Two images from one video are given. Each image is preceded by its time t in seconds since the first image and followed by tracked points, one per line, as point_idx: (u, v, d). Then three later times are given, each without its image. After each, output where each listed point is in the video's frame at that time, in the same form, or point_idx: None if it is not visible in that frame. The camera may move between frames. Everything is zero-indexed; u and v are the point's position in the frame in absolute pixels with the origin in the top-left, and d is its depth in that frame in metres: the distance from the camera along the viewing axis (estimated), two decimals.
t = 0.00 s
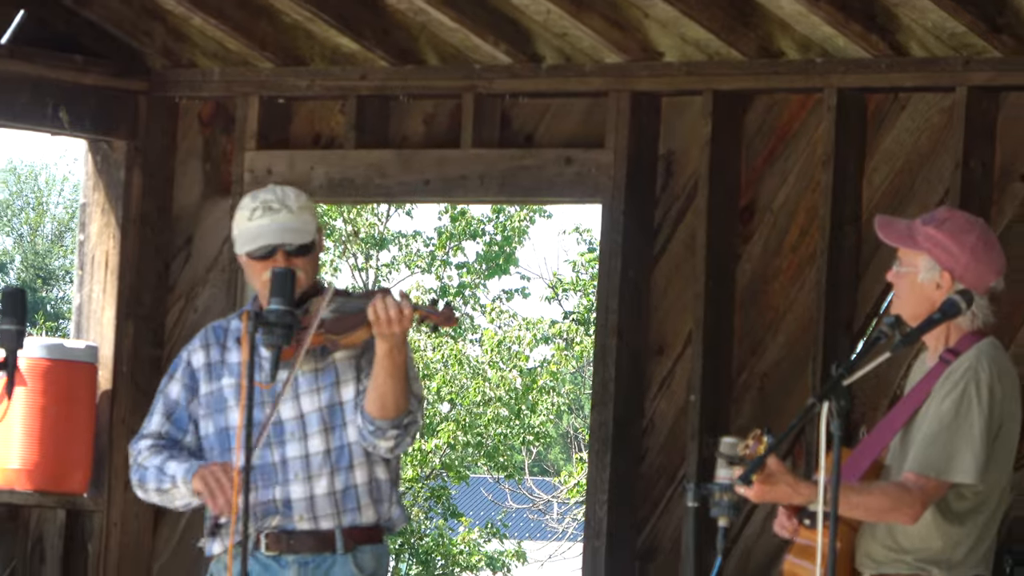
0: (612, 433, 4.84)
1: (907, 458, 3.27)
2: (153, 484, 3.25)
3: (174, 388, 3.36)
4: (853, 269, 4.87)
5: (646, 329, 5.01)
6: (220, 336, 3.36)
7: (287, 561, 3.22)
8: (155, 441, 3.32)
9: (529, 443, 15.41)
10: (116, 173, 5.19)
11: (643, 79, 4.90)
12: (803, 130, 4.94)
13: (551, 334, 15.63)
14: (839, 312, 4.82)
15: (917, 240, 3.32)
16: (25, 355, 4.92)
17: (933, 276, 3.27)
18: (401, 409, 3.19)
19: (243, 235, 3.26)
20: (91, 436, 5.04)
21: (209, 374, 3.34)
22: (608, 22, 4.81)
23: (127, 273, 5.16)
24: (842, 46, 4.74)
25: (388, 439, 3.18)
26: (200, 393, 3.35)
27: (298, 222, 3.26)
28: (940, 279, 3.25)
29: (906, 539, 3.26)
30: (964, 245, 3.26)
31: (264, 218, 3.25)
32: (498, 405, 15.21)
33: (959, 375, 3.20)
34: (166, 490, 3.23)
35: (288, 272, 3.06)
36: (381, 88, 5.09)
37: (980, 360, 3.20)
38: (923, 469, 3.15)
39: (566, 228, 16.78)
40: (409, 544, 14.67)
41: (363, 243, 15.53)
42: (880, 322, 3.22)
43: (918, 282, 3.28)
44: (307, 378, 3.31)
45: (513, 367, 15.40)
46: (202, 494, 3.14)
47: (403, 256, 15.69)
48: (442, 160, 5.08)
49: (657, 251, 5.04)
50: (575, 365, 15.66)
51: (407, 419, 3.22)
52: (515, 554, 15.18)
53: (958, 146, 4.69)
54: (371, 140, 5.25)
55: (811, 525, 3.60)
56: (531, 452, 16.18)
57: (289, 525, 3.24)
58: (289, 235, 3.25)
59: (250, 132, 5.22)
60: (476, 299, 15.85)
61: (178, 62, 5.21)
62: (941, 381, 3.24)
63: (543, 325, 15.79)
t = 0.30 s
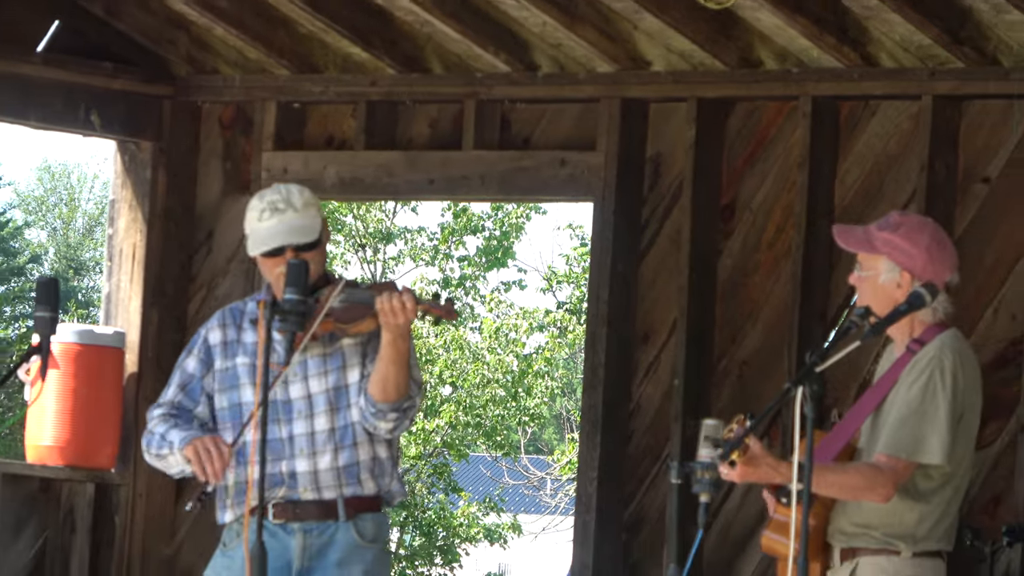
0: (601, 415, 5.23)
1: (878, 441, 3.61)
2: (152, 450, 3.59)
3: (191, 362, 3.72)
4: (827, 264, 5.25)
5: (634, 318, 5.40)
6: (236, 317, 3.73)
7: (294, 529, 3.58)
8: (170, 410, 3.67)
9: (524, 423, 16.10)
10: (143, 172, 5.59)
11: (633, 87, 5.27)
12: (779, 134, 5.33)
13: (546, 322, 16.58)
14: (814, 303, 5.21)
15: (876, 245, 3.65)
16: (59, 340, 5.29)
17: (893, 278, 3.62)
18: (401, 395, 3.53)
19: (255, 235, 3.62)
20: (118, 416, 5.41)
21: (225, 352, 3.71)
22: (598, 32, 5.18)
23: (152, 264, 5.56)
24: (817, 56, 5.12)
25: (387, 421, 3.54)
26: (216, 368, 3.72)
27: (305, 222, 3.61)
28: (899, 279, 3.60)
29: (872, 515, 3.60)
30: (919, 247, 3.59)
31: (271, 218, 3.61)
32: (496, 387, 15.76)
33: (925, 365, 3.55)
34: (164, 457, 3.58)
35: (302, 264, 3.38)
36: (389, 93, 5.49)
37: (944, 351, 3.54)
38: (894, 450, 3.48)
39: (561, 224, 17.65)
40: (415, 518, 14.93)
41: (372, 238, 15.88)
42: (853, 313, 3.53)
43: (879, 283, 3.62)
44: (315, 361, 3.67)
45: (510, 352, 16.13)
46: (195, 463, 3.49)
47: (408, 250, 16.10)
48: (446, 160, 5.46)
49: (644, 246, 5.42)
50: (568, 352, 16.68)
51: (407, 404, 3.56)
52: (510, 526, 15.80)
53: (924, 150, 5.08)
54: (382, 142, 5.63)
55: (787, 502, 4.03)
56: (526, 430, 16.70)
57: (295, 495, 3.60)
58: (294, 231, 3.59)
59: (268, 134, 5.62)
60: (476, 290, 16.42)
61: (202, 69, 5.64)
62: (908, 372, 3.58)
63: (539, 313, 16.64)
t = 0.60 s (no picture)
0: (590, 399, 5.63)
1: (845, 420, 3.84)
2: (203, 389, 4.00)
3: (223, 318, 4.16)
4: (801, 261, 5.67)
5: (622, 310, 5.80)
6: (264, 282, 4.17)
7: (287, 494, 3.94)
8: (205, 358, 4.12)
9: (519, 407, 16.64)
10: (166, 170, 6.00)
11: (623, 95, 5.67)
12: (760, 140, 5.72)
13: (539, 312, 16.95)
14: (789, 298, 5.62)
15: (846, 234, 3.96)
16: (88, 326, 5.68)
17: (858, 263, 3.90)
18: (390, 383, 3.90)
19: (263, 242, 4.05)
20: (142, 397, 5.83)
21: (251, 313, 4.15)
22: (592, 46, 5.58)
23: (175, 256, 5.96)
24: (794, 68, 5.54)
25: (372, 403, 3.91)
26: (244, 326, 4.16)
27: (301, 219, 3.98)
28: (861, 264, 3.89)
29: (839, 492, 3.84)
30: (881, 235, 3.88)
31: (273, 224, 4.02)
32: (491, 371, 16.16)
33: (886, 352, 3.80)
34: (216, 392, 3.99)
35: (314, 259, 3.73)
36: (396, 99, 5.88)
37: (905, 339, 3.80)
38: (859, 427, 3.72)
39: (554, 223, 18.21)
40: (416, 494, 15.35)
41: (378, 234, 16.28)
42: (825, 307, 3.81)
43: (845, 269, 3.91)
44: (324, 340, 4.04)
45: (505, 340, 16.55)
46: (254, 388, 3.86)
47: (413, 245, 16.54)
48: (447, 163, 5.86)
49: (631, 244, 5.83)
50: (559, 342, 17.01)
51: (395, 392, 3.93)
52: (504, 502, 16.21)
53: (891, 156, 5.50)
54: (389, 143, 6.05)
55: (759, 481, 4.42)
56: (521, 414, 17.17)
57: (289, 462, 3.96)
58: (292, 233, 3.98)
59: (283, 137, 6.05)
60: (475, 283, 16.78)
61: (222, 76, 6.06)
62: (872, 358, 3.83)
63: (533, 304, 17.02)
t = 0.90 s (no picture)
0: (582, 386, 5.94)
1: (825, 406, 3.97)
2: (185, 393, 4.13)
3: (223, 308, 4.28)
4: (782, 256, 5.97)
5: (612, 301, 6.11)
6: (267, 275, 4.29)
7: (298, 481, 4.06)
8: (202, 351, 4.23)
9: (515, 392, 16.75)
10: (179, 168, 6.32)
11: (613, 98, 5.98)
12: (742, 141, 6.04)
13: (533, 304, 17.05)
14: (771, 289, 5.92)
15: (827, 231, 4.10)
16: (105, 316, 5.98)
17: (840, 259, 4.05)
18: (392, 387, 4.04)
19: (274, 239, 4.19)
20: (156, 383, 6.15)
21: (253, 305, 4.26)
22: (584, 51, 5.89)
23: (188, 249, 6.28)
24: (775, 73, 5.83)
25: (376, 406, 4.05)
26: (243, 317, 4.27)
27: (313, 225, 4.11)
28: (845, 261, 4.04)
29: (818, 475, 3.99)
30: (864, 233, 4.03)
31: (286, 224, 4.15)
32: (487, 360, 16.47)
33: (865, 341, 3.94)
34: (195, 401, 4.11)
35: (318, 252, 3.92)
36: (398, 101, 6.20)
37: (882, 331, 3.94)
38: (837, 413, 3.86)
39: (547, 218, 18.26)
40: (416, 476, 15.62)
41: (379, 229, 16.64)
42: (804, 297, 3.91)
43: (828, 264, 4.06)
44: (324, 340, 4.14)
45: (501, 330, 16.72)
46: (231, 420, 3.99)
47: (413, 240, 16.98)
48: (446, 161, 6.17)
49: (621, 239, 6.13)
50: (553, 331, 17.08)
51: (398, 393, 4.07)
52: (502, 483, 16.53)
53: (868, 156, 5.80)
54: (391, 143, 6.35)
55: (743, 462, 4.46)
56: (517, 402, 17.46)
57: (300, 451, 4.10)
58: (305, 235, 4.12)
59: (291, 136, 6.35)
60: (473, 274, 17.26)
61: (232, 78, 6.37)
62: (851, 347, 3.97)
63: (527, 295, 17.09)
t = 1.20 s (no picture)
0: (576, 379, 5.96)
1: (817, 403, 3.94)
2: (210, 367, 4.30)
3: (228, 312, 4.45)
4: (776, 251, 6.01)
5: (607, 294, 6.15)
6: (266, 277, 4.46)
7: (299, 473, 4.22)
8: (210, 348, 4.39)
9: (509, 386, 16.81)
10: (177, 161, 6.38)
11: (607, 92, 6.02)
12: (736, 134, 6.08)
13: (528, 297, 17.18)
14: (764, 282, 5.95)
15: (825, 226, 4.04)
16: (102, 308, 6.02)
17: (838, 255, 4.00)
18: (389, 371, 4.15)
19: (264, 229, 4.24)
20: (152, 375, 6.20)
21: (254, 307, 4.45)
22: (579, 46, 5.92)
23: (185, 242, 6.35)
24: (769, 68, 5.85)
25: (377, 392, 4.17)
26: (247, 319, 4.45)
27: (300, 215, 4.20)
28: (843, 256, 3.98)
29: (811, 469, 3.94)
30: (862, 229, 3.97)
31: (277, 213, 4.24)
32: (481, 353, 16.51)
33: (858, 338, 3.88)
34: (221, 369, 4.29)
35: (315, 245, 3.95)
36: (393, 95, 6.27)
37: (876, 326, 3.89)
38: (831, 411, 3.82)
39: (542, 213, 18.61)
40: (410, 467, 15.83)
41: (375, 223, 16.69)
42: (798, 291, 3.84)
43: (826, 260, 4.00)
44: (320, 331, 4.32)
45: (495, 324, 16.77)
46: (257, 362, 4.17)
47: (408, 234, 17.03)
48: (442, 155, 6.22)
49: (615, 232, 6.18)
50: (547, 325, 17.34)
51: (396, 377, 4.18)
52: (496, 475, 16.61)
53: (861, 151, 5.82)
54: (387, 136, 6.42)
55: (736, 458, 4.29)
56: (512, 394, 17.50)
57: (301, 445, 4.25)
58: (294, 221, 4.20)
59: (287, 130, 6.42)
60: (468, 268, 17.24)
61: (229, 72, 6.43)
62: (845, 343, 3.91)
63: (521, 288, 17.18)
